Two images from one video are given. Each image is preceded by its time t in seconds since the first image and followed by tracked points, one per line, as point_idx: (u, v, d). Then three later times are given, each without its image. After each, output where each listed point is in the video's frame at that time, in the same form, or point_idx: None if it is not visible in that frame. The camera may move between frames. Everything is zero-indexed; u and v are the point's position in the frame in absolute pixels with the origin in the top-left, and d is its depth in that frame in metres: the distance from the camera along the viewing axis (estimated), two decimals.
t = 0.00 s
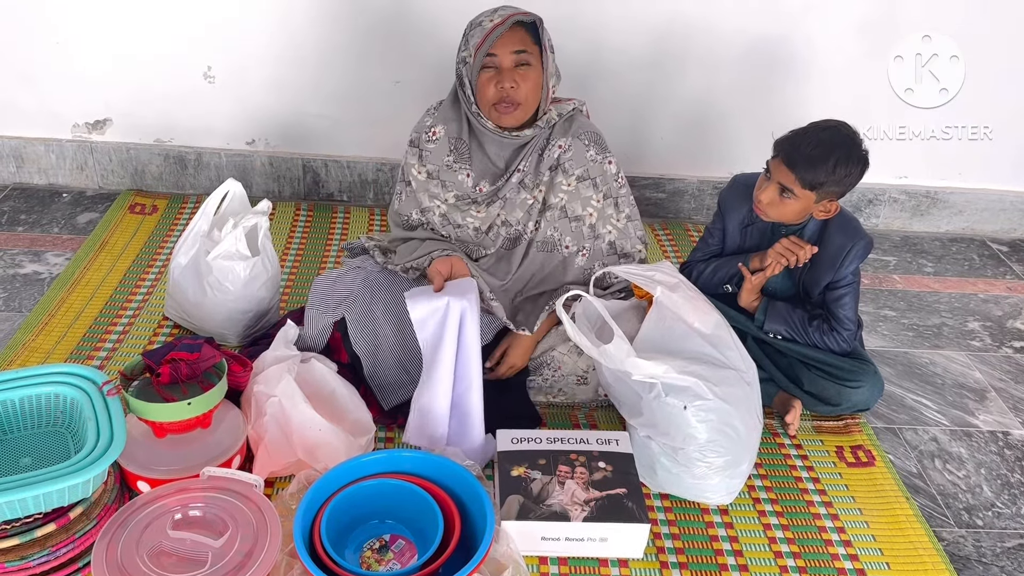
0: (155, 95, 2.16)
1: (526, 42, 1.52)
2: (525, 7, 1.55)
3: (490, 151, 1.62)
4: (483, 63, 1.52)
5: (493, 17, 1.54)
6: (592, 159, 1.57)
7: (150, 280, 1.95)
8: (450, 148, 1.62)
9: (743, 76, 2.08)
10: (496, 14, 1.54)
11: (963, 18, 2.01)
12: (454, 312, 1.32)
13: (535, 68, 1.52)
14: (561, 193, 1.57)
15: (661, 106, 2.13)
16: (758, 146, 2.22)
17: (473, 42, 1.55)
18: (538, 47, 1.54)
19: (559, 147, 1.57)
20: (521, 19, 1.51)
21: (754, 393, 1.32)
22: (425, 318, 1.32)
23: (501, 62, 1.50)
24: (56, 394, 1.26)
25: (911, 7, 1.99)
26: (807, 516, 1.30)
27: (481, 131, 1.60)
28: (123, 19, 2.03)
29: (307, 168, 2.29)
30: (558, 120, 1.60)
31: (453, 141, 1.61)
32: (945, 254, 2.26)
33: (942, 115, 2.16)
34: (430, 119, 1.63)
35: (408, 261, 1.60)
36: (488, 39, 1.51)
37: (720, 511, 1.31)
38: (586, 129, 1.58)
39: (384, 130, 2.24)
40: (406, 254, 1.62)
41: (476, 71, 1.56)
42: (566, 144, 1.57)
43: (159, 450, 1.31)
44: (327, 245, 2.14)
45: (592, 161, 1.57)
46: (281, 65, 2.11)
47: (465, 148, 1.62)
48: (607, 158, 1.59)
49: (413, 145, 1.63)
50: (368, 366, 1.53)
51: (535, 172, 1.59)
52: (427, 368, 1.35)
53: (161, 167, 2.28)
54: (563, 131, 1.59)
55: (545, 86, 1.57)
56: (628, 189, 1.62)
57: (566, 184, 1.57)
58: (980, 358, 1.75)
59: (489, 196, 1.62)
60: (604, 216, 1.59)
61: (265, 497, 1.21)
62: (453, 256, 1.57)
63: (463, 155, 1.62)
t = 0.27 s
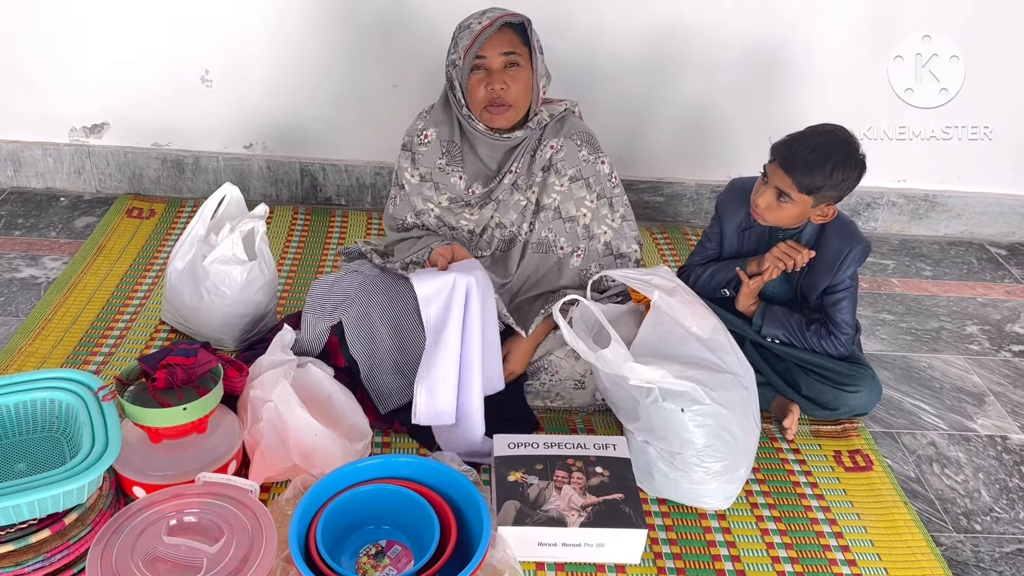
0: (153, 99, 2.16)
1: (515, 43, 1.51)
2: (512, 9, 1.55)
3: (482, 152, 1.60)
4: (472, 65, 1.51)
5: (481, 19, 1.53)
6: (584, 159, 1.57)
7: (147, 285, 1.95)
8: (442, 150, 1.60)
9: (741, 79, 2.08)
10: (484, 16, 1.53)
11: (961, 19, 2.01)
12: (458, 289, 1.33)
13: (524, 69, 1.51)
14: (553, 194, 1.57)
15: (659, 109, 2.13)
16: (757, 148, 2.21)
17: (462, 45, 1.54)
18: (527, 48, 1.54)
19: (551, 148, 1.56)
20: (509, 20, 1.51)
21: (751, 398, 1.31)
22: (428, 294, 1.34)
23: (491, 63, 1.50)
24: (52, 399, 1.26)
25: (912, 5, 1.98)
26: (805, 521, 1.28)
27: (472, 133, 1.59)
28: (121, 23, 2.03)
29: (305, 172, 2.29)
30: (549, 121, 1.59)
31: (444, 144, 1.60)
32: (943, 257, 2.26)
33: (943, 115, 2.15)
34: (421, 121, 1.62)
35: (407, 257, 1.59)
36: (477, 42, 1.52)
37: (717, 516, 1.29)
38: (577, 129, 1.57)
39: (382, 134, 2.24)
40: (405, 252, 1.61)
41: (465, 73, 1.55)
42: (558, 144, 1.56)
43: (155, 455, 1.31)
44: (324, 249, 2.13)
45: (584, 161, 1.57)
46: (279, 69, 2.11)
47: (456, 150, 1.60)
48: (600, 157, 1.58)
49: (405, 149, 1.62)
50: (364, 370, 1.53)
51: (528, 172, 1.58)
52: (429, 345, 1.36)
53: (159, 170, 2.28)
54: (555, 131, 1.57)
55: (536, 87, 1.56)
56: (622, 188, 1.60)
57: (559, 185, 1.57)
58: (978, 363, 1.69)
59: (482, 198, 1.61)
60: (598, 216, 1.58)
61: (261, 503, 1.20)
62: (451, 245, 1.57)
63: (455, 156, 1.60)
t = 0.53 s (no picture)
0: (152, 104, 2.16)
1: (504, 46, 1.50)
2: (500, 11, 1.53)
3: (475, 156, 1.60)
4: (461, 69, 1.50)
5: (469, 23, 1.53)
6: (578, 161, 1.54)
7: (146, 289, 1.95)
8: (435, 154, 1.59)
9: (740, 83, 2.08)
10: (472, 20, 1.53)
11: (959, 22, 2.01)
12: (466, 275, 1.29)
13: (514, 72, 1.50)
14: (547, 197, 1.55)
15: (658, 113, 2.13)
16: (756, 152, 2.21)
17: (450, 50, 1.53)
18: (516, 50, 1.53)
19: (543, 150, 1.55)
20: (497, 24, 1.50)
21: (751, 403, 1.30)
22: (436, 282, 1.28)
23: (480, 67, 1.49)
24: (50, 405, 1.26)
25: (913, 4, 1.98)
26: (804, 527, 1.27)
27: (465, 138, 1.59)
28: (121, 28, 2.03)
29: (304, 176, 2.29)
30: (542, 124, 1.57)
31: (438, 148, 1.59)
32: (943, 261, 2.26)
33: (943, 116, 2.15)
34: (415, 126, 1.62)
35: (406, 257, 1.61)
36: (466, 46, 1.50)
37: (717, 522, 1.29)
38: (570, 131, 1.56)
39: (382, 138, 2.25)
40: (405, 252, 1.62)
41: (455, 78, 1.54)
42: (550, 147, 1.55)
43: (153, 460, 1.30)
44: (324, 254, 2.13)
45: (578, 163, 1.54)
46: (279, 73, 2.11)
47: (449, 154, 1.60)
48: (593, 159, 1.55)
49: (400, 153, 1.62)
50: (362, 374, 1.52)
51: (521, 175, 1.57)
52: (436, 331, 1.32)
53: (158, 175, 2.28)
54: (547, 134, 1.56)
55: (526, 90, 1.55)
56: (617, 190, 1.58)
57: (552, 188, 1.55)
58: (977, 367, 1.66)
59: (475, 202, 1.59)
60: (593, 218, 1.55)
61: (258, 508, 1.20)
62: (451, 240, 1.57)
63: (448, 161, 1.59)
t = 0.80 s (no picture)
0: (157, 106, 2.17)
1: (505, 47, 1.50)
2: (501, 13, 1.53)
3: (478, 158, 1.60)
4: (464, 72, 1.50)
5: (471, 25, 1.52)
6: (581, 162, 1.55)
7: (151, 291, 1.95)
8: (439, 156, 1.60)
9: (743, 85, 2.09)
10: (473, 22, 1.52)
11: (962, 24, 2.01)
12: (479, 271, 1.30)
13: (516, 73, 1.50)
14: (551, 198, 1.56)
15: (661, 116, 2.13)
16: (759, 154, 2.21)
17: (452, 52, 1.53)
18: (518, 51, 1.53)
19: (547, 152, 1.55)
20: (499, 25, 1.50)
21: (755, 405, 1.30)
22: (449, 276, 1.29)
23: (482, 69, 1.49)
24: (56, 406, 1.26)
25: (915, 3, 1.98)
26: (808, 529, 1.27)
27: (467, 140, 1.58)
28: (125, 31, 2.04)
29: (309, 178, 2.30)
30: (545, 125, 1.58)
31: (441, 150, 1.59)
32: (946, 264, 2.25)
33: (943, 115, 2.15)
34: (418, 128, 1.62)
35: (412, 257, 1.61)
36: (467, 49, 1.49)
37: (721, 523, 1.29)
38: (574, 132, 1.56)
39: (385, 141, 2.25)
40: (411, 252, 1.63)
41: (458, 81, 1.53)
42: (553, 148, 1.55)
43: (158, 462, 1.31)
44: (328, 257, 2.14)
45: (581, 164, 1.55)
46: (283, 75, 2.12)
47: (452, 156, 1.60)
48: (597, 160, 1.56)
49: (403, 155, 1.63)
50: (366, 377, 1.53)
51: (525, 176, 1.57)
52: (449, 327, 1.32)
53: (163, 177, 2.29)
54: (551, 135, 1.56)
55: (528, 91, 1.55)
56: (620, 191, 1.58)
57: (556, 189, 1.55)
58: (981, 369, 1.65)
59: (479, 203, 1.60)
60: (597, 219, 1.55)
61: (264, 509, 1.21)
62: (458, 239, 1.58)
63: (451, 163, 1.60)
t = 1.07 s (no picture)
0: (167, 106, 2.19)
1: (515, 49, 1.51)
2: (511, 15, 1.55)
3: (487, 159, 1.61)
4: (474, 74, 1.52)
5: (480, 28, 1.53)
6: (590, 163, 1.56)
7: (161, 290, 1.97)
8: (449, 157, 1.61)
9: (750, 86, 2.09)
10: (483, 25, 1.54)
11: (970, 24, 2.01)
12: (490, 272, 1.31)
13: (526, 76, 1.51)
14: (560, 198, 1.56)
15: (668, 117, 2.14)
16: (767, 154, 2.22)
17: (462, 55, 1.55)
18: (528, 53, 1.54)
19: (556, 152, 1.56)
20: (508, 28, 1.51)
21: (763, 404, 1.31)
22: (460, 274, 1.30)
23: (492, 72, 1.50)
24: (69, 403, 1.27)
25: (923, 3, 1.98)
26: (816, 528, 1.27)
27: (477, 141, 1.60)
28: (136, 32, 2.06)
29: (317, 178, 2.31)
30: (554, 126, 1.59)
31: (451, 150, 1.61)
32: (954, 265, 2.25)
33: (942, 115, 2.14)
34: (429, 128, 1.63)
35: (423, 256, 1.62)
36: (478, 51, 1.51)
37: (729, 523, 1.29)
38: (583, 133, 1.57)
39: (393, 141, 2.26)
40: (421, 251, 1.63)
41: (468, 83, 1.55)
42: (562, 148, 1.56)
43: (170, 458, 1.32)
44: (337, 256, 2.15)
45: (590, 165, 1.55)
46: (292, 76, 2.13)
47: (462, 156, 1.61)
48: (606, 161, 1.56)
49: (414, 155, 1.64)
50: (376, 376, 1.54)
51: (534, 177, 1.58)
52: (457, 325, 1.33)
53: (173, 177, 2.30)
54: (560, 136, 1.57)
55: (537, 92, 1.55)
56: (629, 191, 1.58)
57: (565, 189, 1.56)
58: (990, 370, 1.65)
59: (489, 204, 1.61)
60: (606, 219, 1.56)
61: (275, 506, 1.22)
62: (468, 238, 1.58)
63: (461, 163, 1.61)
